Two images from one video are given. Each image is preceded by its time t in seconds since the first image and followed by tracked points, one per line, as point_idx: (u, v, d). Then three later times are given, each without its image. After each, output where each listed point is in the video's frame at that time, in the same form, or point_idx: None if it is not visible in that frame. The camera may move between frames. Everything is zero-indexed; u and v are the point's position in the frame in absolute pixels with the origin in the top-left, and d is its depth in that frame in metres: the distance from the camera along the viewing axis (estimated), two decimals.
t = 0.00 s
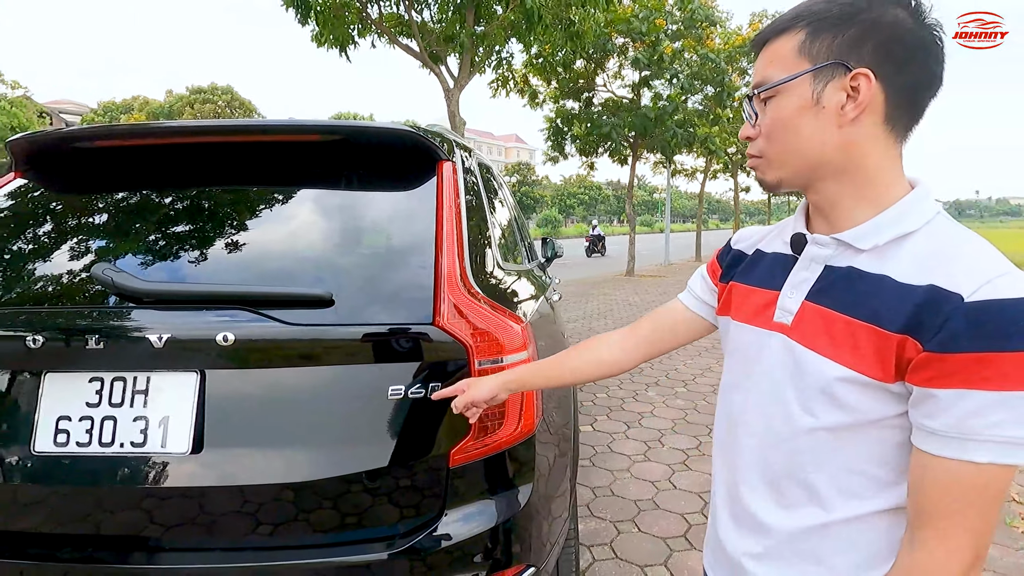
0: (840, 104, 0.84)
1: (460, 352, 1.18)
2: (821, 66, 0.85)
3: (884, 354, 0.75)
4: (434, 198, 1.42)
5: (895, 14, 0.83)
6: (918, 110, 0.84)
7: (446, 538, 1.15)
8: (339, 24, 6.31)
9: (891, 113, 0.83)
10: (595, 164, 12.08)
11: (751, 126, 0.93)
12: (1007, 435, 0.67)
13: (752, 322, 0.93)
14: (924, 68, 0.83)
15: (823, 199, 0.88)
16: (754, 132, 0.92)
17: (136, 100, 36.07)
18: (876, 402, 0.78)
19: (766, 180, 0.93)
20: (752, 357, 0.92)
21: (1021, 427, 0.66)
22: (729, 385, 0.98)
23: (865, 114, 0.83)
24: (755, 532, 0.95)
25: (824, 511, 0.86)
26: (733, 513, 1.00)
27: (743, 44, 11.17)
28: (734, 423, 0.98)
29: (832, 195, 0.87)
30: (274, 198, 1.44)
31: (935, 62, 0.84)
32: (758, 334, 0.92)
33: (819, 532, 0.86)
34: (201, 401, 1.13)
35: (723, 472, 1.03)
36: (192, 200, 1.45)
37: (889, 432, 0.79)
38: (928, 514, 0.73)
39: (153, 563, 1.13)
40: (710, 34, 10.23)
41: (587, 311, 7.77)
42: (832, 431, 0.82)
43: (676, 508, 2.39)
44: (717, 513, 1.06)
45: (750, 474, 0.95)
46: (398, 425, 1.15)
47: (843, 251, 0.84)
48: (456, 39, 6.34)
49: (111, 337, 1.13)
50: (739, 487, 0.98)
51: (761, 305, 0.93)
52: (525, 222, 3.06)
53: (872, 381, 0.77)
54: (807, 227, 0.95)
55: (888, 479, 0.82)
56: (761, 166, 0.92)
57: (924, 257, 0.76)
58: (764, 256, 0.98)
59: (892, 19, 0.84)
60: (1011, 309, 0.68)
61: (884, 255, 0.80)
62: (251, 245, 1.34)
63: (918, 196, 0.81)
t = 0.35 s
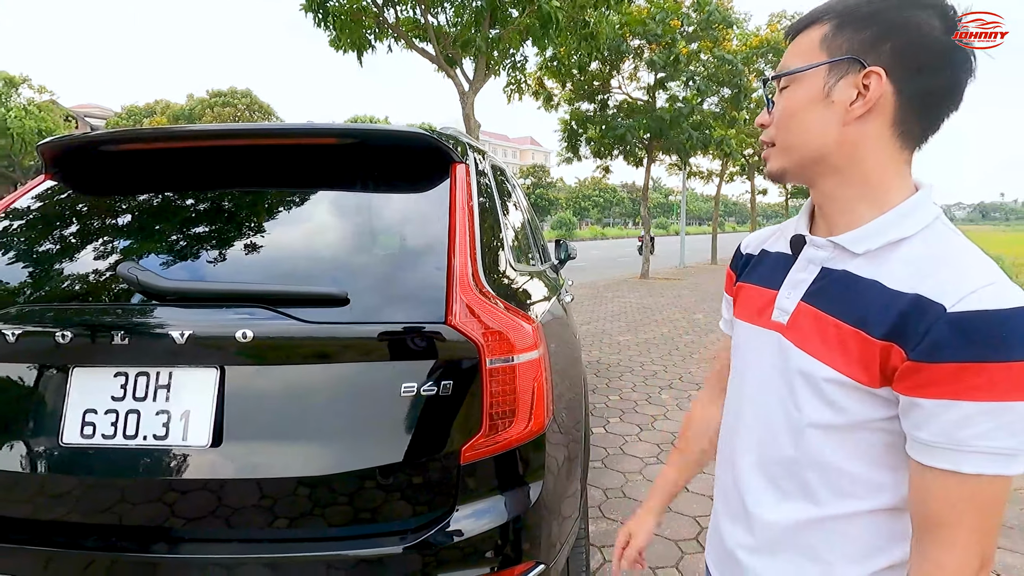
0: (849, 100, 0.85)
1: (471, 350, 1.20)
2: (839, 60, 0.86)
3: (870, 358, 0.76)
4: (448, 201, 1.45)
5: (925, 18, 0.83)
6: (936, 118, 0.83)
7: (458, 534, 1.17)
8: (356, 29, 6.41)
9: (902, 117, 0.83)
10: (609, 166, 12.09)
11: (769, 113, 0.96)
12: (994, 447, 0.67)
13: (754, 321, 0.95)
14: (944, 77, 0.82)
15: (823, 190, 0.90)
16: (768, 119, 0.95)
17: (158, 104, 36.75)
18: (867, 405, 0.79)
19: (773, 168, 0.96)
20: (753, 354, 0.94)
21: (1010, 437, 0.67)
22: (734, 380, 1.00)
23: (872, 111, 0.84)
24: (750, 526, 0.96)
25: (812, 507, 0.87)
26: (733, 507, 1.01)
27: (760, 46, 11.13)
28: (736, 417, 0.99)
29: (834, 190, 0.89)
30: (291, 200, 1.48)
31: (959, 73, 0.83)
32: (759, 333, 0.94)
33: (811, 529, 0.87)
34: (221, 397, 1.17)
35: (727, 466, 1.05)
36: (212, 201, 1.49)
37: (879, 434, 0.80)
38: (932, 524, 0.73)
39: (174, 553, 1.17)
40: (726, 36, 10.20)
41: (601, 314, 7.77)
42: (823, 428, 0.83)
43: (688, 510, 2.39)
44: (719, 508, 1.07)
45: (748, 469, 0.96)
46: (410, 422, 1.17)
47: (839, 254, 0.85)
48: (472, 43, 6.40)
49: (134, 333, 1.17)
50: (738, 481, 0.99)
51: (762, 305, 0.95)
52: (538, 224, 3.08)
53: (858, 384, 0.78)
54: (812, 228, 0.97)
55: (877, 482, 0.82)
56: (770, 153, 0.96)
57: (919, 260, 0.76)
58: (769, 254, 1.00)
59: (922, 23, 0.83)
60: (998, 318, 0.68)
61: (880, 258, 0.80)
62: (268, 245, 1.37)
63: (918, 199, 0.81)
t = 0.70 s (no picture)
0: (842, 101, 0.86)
1: (481, 345, 1.21)
2: (832, 61, 0.87)
3: (847, 353, 0.77)
4: (459, 197, 1.46)
5: (922, 18, 0.82)
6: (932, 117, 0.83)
7: (468, 525, 1.19)
8: (367, 28, 6.44)
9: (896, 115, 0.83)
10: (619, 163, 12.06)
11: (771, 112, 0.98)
12: (964, 440, 0.67)
13: (756, 311, 0.98)
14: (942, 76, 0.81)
15: (818, 187, 0.92)
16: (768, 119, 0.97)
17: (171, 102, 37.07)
18: (850, 398, 0.79)
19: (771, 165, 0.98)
20: (755, 339, 0.96)
21: (976, 430, 0.67)
22: (738, 364, 1.02)
23: (864, 112, 0.84)
24: (742, 501, 1.00)
25: (793, 490, 0.89)
26: (730, 484, 1.05)
27: (771, 42, 11.08)
28: (737, 399, 1.02)
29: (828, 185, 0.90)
30: (303, 196, 1.50)
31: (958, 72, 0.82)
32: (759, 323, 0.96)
33: (790, 510, 0.90)
34: (236, 388, 1.19)
35: (728, 445, 1.07)
36: (225, 197, 1.52)
37: (858, 424, 0.80)
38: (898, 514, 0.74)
39: (189, 541, 1.19)
40: (738, 32, 10.14)
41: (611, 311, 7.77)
42: (805, 416, 0.84)
43: (696, 507, 2.40)
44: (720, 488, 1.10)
45: (744, 447, 0.99)
46: (420, 415, 1.19)
47: (830, 251, 0.86)
48: (482, 41, 6.41)
49: (151, 326, 1.19)
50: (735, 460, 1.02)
51: (763, 296, 0.97)
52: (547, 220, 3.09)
53: (834, 376, 0.79)
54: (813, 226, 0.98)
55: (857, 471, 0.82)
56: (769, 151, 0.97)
57: (898, 261, 0.76)
58: (779, 249, 1.02)
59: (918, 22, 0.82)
60: (969, 316, 0.67)
61: (867, 256, 0.80)
62: (281, 240, 1.39)
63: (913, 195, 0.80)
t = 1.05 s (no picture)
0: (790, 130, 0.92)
1: (486, 343, 1.22)
2: (779, 94, 0.93)
3: (792, 360, 0.85)
4: (464, 196, 1.47)
5: (857, 57, 0.89)
6: (866, 145, 0.90)
7: (473, 523, 1.20)
8: (371, 26, 6.44)
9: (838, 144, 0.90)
10: (624, 161, 12.04)
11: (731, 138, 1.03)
12: (875, 433, 0.76)
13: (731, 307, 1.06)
14: (877, 108, 0.88)
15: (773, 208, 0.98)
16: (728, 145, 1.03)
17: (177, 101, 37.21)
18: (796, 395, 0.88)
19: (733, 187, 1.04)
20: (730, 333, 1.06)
21: (888, 424, 0.75)
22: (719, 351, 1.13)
23: (809, 140, 0.90)
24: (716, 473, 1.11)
25: (754, 462, 0.99)
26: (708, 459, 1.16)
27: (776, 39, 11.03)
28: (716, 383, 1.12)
29: (779, 206, 0.96)
30: (308, 195, 1.51)
31: (890, 106, 0.89)
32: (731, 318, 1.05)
33: (750, 482, 1.01)
34: (244, 387, 1.20)
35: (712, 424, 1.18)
36: (232, 197, 1.53)
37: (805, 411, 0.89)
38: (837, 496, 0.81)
39: (198, 537, 1.21)
40: (743, 28, 10.10)
41: (616, 309, 7.76)
42: (758, 404, 0.94)
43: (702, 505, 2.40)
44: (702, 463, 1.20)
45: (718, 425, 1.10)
46: (426, 413, 1.20)
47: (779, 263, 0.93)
48: (486, 38, 6.41)
49: (160, 324, 1.20)
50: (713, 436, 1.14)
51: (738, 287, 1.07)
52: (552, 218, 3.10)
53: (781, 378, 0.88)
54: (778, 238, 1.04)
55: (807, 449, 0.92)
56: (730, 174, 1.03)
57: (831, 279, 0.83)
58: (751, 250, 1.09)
59: (853, 61, 0.90)
60: (882, 327, 0.76)
61: (808, 272, 0.87)
62: (287, 239, 1.40)
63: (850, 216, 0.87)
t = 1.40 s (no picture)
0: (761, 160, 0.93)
1: (496, 355, 1.22)
2: (748, 125, 0.94)
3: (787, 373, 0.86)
4: (473, 206, 1.47)
5: (816, 86, 0.91)
6: (832, 171, 0.92)
7: (483, 533, 1.21)
8: (376, 24, 6.44)
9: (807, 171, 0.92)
10: (629, 158, 12.01)
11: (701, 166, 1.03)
12: (879, 433, 0.77)
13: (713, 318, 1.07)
14: (838, 135, 0.90)
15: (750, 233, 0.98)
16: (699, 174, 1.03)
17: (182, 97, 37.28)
18: (793, 403, 0.89)
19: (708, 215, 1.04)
20: (714, 343, 1.05)
21: (889, 425, 0.77)
22: (703, 358, 1.12)
23: (781, 169, 0.92)
24: (715, 478, 1.11)
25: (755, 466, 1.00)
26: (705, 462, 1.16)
27: (782, 35, 10.98)
28: (705, 389, 1.12)
29: (755, 229, 0.96)
30: (317, 204, 1.51)
31: (850, 132, 0.93)
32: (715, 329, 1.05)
33: (754, 487, 1.01)
34: (256, 399, 1.21)
35: (702, 427, 1.18)
36: (241, 205, 1.54)
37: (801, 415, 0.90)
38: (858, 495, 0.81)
39: (211, 546, 1.22)
40: (750, 24, 10.04)
41: (622, 308, 7.76)
42: (758, 412, 0.94)
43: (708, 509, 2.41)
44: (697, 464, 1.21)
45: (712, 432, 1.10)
46: (436, 425, 1.21)
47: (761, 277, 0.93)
48: (492, 37, 6.41)
49: (172, 337, 1.21)
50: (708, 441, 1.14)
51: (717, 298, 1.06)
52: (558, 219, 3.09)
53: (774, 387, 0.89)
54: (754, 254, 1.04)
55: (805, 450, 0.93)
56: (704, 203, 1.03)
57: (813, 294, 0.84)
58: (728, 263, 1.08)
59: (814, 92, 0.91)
60: (870, 336, 0.77)
61: (790, 287, 0.87)
62: (297, 248, 1.41)
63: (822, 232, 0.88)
